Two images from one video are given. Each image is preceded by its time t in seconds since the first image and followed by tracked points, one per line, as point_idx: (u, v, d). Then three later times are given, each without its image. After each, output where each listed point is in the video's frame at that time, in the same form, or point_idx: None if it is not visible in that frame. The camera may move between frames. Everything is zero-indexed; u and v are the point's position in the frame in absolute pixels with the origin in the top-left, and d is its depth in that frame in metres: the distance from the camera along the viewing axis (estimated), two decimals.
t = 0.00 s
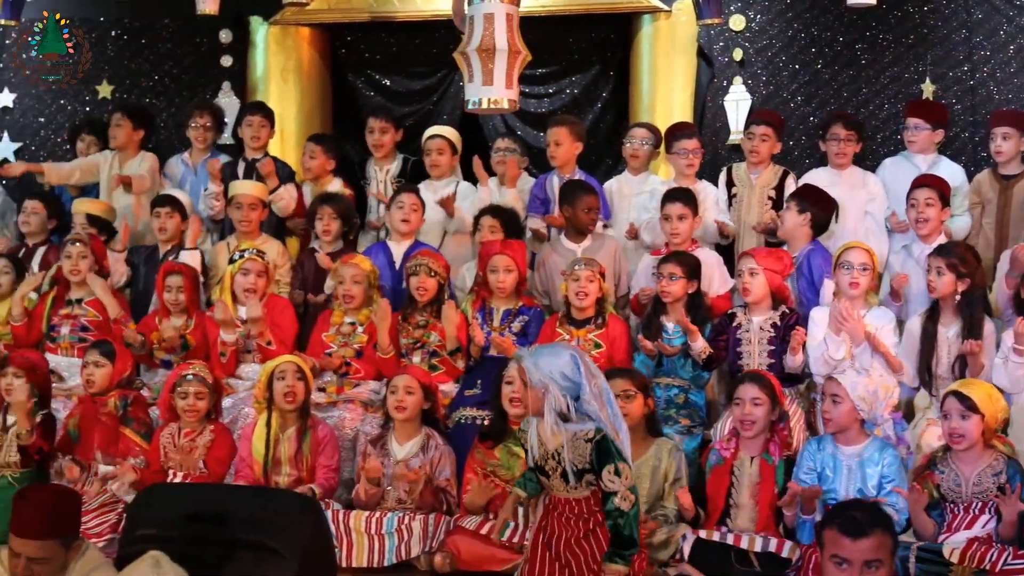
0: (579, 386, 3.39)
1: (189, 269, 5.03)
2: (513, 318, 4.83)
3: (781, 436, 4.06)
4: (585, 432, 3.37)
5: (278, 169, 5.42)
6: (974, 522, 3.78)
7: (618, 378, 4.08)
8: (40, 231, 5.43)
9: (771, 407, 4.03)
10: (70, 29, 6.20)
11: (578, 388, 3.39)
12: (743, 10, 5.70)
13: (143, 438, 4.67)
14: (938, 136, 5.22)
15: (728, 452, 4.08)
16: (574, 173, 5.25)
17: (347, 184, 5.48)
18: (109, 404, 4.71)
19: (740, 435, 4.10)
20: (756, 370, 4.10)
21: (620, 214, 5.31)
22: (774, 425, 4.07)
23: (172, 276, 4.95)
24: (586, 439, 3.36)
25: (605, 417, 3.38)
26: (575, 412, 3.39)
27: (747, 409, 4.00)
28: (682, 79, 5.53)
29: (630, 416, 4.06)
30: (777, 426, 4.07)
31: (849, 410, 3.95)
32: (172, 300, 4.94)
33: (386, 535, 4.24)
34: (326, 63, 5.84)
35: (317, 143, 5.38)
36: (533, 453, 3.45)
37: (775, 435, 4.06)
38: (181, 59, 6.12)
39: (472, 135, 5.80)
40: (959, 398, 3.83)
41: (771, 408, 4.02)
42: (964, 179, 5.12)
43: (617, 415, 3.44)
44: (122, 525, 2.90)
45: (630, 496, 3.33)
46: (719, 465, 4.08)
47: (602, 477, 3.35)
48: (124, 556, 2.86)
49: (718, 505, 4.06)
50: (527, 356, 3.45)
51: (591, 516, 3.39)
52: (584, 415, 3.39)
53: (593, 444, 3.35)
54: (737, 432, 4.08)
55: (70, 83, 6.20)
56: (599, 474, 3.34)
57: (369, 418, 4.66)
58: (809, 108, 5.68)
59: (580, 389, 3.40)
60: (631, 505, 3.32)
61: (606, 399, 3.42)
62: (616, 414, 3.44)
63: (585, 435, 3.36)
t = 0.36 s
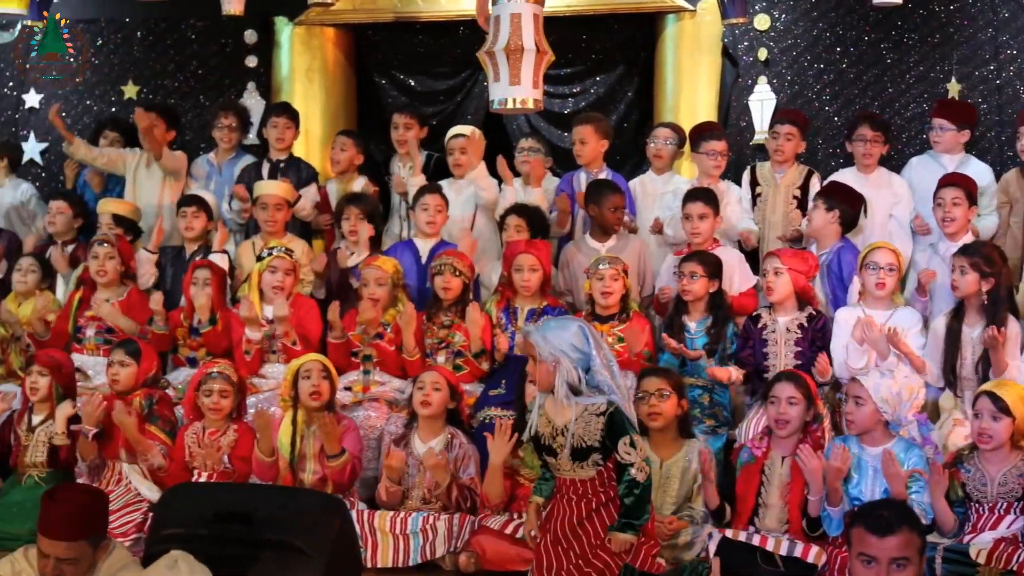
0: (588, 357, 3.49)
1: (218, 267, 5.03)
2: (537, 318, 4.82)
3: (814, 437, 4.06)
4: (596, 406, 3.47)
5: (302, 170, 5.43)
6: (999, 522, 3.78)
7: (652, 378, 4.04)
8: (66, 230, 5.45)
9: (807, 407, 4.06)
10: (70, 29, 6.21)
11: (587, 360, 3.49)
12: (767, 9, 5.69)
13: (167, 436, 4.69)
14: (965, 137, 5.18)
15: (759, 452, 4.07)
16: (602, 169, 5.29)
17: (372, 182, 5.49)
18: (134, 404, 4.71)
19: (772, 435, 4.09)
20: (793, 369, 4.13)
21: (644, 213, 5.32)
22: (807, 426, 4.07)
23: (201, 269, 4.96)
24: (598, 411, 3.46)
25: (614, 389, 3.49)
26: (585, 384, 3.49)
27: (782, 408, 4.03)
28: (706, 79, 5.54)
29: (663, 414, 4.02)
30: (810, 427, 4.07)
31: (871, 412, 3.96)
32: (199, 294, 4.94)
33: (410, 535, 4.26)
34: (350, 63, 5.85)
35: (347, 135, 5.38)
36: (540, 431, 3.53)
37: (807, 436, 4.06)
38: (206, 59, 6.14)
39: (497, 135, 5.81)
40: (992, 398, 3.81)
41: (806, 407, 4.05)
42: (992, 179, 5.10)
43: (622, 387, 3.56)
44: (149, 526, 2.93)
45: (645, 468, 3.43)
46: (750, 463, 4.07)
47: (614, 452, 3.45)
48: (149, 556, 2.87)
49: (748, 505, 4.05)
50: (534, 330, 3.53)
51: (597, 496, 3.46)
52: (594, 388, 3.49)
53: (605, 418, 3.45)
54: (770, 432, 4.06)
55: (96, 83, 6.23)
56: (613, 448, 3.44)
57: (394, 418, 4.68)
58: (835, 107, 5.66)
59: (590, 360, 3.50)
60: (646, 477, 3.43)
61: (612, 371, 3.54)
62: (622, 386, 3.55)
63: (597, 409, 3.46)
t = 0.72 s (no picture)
0: (619, 357, 3.49)
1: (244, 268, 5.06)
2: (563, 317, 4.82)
3: (844, 439, 4.07)
4: (622, 409, 3.46)
5: (329, 170, 5.45)
6: None
7: (684, 378, 4.04)
8: (96, 234, 5.44)
9: (839, 409, 4.07)
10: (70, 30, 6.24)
11: (619, 359, 3.49)
12: (795, 9, 5.66)
13: (195, 437, 4.72)
14: (994, 138, 5.15)
15: (788, 451, 4.05)
16: (627, 169, 5.29)
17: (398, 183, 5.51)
18: (161, 403, 4.71)
19: (801, 435, 4.09)
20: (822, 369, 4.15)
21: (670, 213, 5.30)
22: (837, 428, 4.07)
23: (227, 271, 4.97)
24: (623, 414, 3.45)
25: (642, 391, 3.48)
26: (615, 383, 3.49)
27: (815, 410, 4.03)
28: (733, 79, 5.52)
29: (694, 415, 4.03)
30: (840, 429, 4.08)
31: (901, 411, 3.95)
32: (226, 295, 4.97)
33: (437, 535, 4.26)
34: (376, 64, 5.85)
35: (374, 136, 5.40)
36: (568, 428, 3.54)
37: (837, 437, 4.07)
38: (233, 60, 6.15)
39: (523, 136, 5.82)
40: None
41: (838, 411, 4.06)
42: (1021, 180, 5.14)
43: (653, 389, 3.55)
44: (177, 525, 3.02)
45: (659, 480, 3.39)
46: (778, 463, 4.04)
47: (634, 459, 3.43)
48: (176, 554, 2.96)
49: (775, 504, 4.03)
50: (568, 326, 3.54)
51: (615, 498, 3.45)
52: (623, 388, 3.49)
53: (628, 422, 3.44)
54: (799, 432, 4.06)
55: (123, 84, 6.25)
56: (631, 455, 3.41)
57: (420, 418, 4.70)
58: (862, 106, 5.65)
59: (622, 359, 3.50)
60: (658, 490, 3.39)
61: (643, 372, 3.53)
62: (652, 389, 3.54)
63: (621, 413, 3.45)
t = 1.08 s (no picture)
0: (666, 351, 3.47)
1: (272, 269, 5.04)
2: (592, 317, 4.82)
3: (874, 441, 4.03)
4: (663, 404, 3.46)
5: (358, 170, 5.45)
6: None
7: (716, 379, 4.11)
8: (126, 235, 5.45)
9: (868, 410, 4.03)
10: (68, 29, 6.30)
11: (666, 353, 3.47)
12: (824, 7, 5.65)
13: (225, 437, 4.71)
14: None
15: (819, 452, 4.05)
16: (651, 173, 5.25)
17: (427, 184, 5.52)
18: (191, 403, 4.70)
19: (832, 436, 4.07)
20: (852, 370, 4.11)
21: (699, 214, 5.26)
22: (867, 429, 4.04)
23: (254, 274, 4.95)
24: (663, 408, 3.45)
25: (687, 385, 3.47)
26: (661, 378, 3.48)
27: (843, 411, 4.00)
28: (762, 77, 5.53)
29: (725, 417, 4.10)
30: (871, 430, 4.04)
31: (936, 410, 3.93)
32: (255, 299, 4.96)
33: (466, 534, 4.27)
34: (405, 64, 5.86)
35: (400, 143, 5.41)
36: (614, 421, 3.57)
37: (867, 439, 4.03)
38: (262, 60, 6.17)
39: (552, 135, 5.82)
40: None
41: (868, 411, 4.02)
42: None
43: (701, 382, 3.53)
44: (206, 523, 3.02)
45: (688, 475, 3.42)
46: (810, 464, 4.04)
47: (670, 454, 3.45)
48: (206, 553, 2.97)
49: (807, 505, 4.03)
50: (615, 319, 3.52)
51: (649, 492, 3.48)
52: (669, 383, 3.48)
53: (667, 417, 3.45)
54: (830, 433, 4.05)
55: (153, 84, 6.28)
56: (664, 450, 3.43)
57: (450, 417, 4.68)
58: (893, 105, 5.63)
59: (668, 352, 3.48)
60: (684, 485, 3.41)
61: (689, 365, 3.51)
62: (699, 382, 3.52)
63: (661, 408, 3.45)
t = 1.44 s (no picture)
0: (700, 338, 3.55)
1: (301, 268, 5.07)
2: (621, 317, 4.80)
3: (901, 437, 4.05)
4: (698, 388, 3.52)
5: (386, 170, 5.46)
6: None
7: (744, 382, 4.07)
8: (156, 234, 5.47)
9: (890, 408, 3.99)
10: (69, 30, 6.34)
11: (700, 340, 3.55)
12: (853, 6, 5.65)
13: (253, 433, 4.67)
14: None
15: (846, 451, 4.04)
16: (680, 172, 5.24)
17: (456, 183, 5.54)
18: (220, 401, 4.69)
19: (858, 435, 4.05)
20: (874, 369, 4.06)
21: (727, 215, 5.25)
22: (893, 425, 4.04)
23: (284, 272, 4.98)
24: (699, 392, 3.50)
25: (722, 370, 3.53)
26: (697, 364, 3.54)
27: (864, 409, 3.97)
28: (792, 76, 5.50)
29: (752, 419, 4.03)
30: (897, 427, 4.05)
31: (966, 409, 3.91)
32: (283, 297, 4.98)
33: (494, 534, 4.27)
34: (434, 64, 5.88)
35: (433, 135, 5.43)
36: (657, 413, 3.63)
37: (894, 435, 4.04)
38: (291, 61, 6.19)
39: (579, 135, 5.82)
40: None
41: (890, 407, 3.98)
42: None
43: (738, 370, 3.59)
44: (236, 523, 3.04)
45: (729, 452, 3.44)
46: (838, 463, 4.04)
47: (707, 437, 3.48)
48: (235, 552, 2.98)
49: (836, 504, 4.02)
50: (649, 312, 3.62)
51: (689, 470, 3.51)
52: (706, 369, 3.54)
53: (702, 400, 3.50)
54: (856, 432, 4.03)
55: (183, 85, 6.30)
56: (699, 432, 3.47)
57: (478, 419, 4.69)
58: (922, 104, 5.61)
59: (702, 340, 3.56)
60: (726, 461, 3.43)
61: (724, 353, 3.58)
62: (736, 369, 3.58)
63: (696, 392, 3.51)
